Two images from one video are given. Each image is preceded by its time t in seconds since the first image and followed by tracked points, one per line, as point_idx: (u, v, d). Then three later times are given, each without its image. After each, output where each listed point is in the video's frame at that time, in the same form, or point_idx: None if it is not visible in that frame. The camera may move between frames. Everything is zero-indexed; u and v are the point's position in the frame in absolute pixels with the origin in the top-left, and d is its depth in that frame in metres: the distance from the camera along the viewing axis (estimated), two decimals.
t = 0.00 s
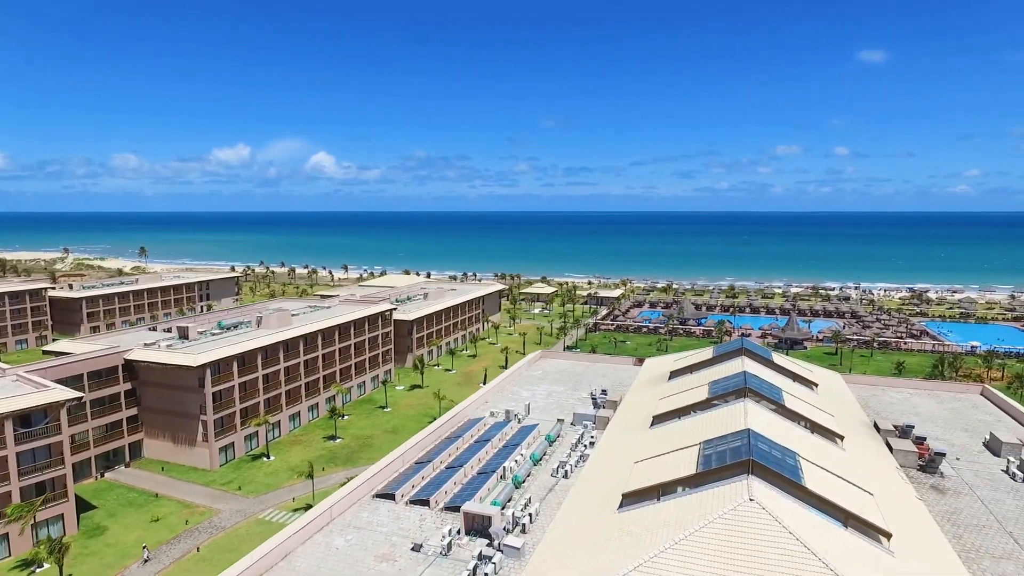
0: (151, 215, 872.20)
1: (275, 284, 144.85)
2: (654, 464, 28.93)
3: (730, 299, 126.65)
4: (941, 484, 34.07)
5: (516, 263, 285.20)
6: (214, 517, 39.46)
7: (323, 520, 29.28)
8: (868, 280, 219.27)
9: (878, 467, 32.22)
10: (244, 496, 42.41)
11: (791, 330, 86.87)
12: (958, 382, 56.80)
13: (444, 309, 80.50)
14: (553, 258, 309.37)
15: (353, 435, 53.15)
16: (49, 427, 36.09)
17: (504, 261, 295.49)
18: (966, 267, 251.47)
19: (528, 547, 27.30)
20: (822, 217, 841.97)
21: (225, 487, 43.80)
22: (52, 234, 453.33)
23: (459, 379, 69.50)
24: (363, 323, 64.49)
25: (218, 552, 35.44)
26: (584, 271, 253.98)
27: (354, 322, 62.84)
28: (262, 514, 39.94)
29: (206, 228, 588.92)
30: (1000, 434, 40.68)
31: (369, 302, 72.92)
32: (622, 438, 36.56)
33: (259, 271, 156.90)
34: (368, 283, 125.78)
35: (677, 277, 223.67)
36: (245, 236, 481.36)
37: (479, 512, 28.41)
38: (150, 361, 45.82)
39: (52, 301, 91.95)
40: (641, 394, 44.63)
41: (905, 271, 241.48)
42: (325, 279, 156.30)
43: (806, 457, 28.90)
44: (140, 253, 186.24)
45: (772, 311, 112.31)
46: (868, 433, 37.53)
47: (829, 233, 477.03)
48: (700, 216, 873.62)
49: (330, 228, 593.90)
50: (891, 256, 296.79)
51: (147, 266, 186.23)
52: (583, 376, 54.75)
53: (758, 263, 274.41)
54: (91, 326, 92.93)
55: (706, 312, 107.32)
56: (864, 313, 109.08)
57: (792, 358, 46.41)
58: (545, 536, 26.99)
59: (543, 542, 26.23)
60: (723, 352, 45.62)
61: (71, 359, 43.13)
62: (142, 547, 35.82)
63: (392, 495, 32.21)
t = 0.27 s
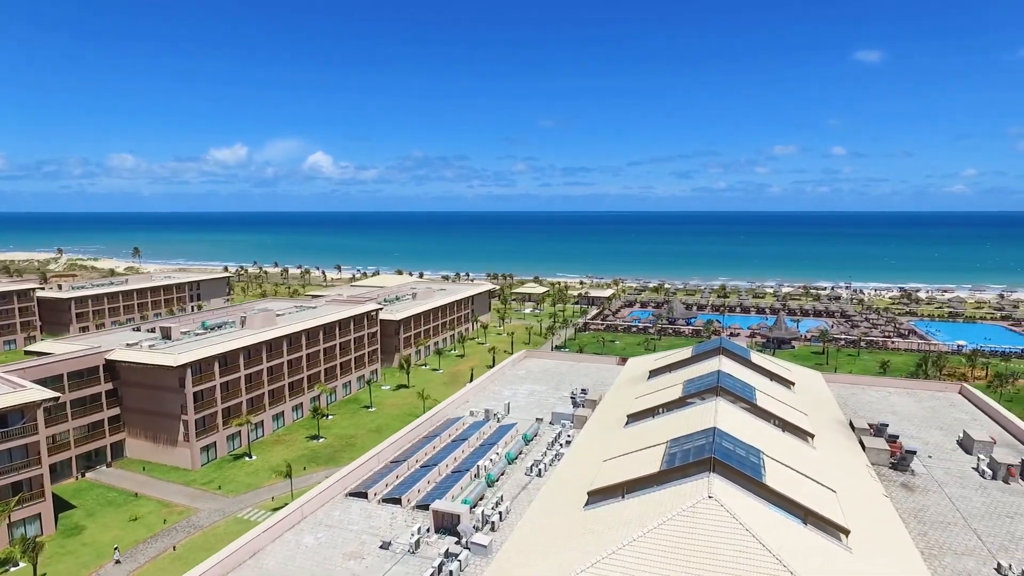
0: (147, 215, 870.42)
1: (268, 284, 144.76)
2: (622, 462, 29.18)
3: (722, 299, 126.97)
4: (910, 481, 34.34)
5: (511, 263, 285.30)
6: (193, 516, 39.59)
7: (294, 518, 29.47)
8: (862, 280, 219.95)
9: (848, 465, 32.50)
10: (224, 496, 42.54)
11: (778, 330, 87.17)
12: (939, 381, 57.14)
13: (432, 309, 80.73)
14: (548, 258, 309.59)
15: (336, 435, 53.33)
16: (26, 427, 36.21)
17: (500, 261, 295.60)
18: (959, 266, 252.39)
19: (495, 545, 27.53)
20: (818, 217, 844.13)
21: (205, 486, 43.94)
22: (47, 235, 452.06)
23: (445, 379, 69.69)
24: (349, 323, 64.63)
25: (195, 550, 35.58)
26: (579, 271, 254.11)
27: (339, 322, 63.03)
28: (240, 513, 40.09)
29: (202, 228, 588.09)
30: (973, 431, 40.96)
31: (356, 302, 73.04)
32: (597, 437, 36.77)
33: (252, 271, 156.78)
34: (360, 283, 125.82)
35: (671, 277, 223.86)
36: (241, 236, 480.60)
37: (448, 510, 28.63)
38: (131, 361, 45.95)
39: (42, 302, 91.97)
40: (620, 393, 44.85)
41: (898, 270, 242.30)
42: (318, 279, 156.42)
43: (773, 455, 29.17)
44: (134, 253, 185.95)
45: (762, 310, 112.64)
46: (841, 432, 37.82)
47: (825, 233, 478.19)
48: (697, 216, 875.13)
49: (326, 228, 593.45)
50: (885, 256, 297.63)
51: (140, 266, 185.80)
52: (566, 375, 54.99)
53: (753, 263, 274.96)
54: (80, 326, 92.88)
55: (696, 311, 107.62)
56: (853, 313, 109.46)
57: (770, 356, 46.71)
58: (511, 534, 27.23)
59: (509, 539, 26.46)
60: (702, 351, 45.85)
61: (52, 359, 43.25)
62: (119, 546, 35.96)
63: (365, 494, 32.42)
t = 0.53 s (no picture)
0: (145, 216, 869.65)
1: (261, 284, 144.80)
2: (591, 460, 29.40)
3: (713, 298, 127.25)
4: (881, 479, 34.59)
5: (507, 263, 285.41)
6: (171, 515, 39.73)
7: (266, 516, 29.66)
8: (856, 280, 220.34)
9: (818, 463, 32.76)
10: (204, 495, 42.68)
11: (766, 329, 87.41)
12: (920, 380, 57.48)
13: (420, 309, 80.99)
14: (545, 258, 309.76)
15: (319, 435, 53.53)
16: (2, 427, 36.31)
17: (496, 261, 295.77)
18: (953, 266, 253.05)
19: (463, 543, 27.75)
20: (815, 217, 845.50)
21: (186, 485, 44.10)
22: (44, 235, 451.27)
23: (432, 379, 69.86)
24: (334, 323, 64.83)
25: (171, 549, 35.73)
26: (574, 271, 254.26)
27: (324, 322, 63.22)
28: (219, 512, 40.28)
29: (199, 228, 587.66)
30: (948, 429, 41.25)
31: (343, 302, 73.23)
32: (572, 435, 36.98)
33: (246, 271, 156.79)
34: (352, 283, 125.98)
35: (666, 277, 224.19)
36: (238, 237, 480.22)
37: (418, 508, 28.85)
38: (112, 361, 46.14)
39: (31, 302, 92.04)
40: (599, 392, 45.09)
41: (892, 270, 242.82)
42: (311, 280, 156.59)
43: (740, 453, 29.39)
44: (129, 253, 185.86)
45: (752, 309, 112.92)
46: (816, 430, 38.07)
47: (821, 233, 479.01)
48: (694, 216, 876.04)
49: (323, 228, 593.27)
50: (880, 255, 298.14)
51: (134, 267, 185.65)
52: (548, 375, 55.22)
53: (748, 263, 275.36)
54: (70, 326, 92.90)
55: (686, 311, 107.91)
56: (843, 312, 109.77)
57: (749, 356, 46.97)
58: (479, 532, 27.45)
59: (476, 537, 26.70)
60: (681, 350, 46.08)
61: (33, 359, 43.36)
62: (96, 545, 36.11)
63: (338, 492, 32.63)
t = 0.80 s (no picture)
0: (144, 216, 870.28)
1: (255, 284, 144.95)
2: (560, 457, 29.63)
3: (705, 298, 127.53)
4: (853, 477, 34.81)
5: (504, 263, 285.52)
6: (150, 514, 39.92)
7: (237, 514, 29.86)
8: (851, 279, 220.54)
9: (789, 461, 32.94)
10: (184, 493, 42.90)
11: (755, 328, 87.65)
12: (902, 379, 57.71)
13: (409, 309, 81.24)
14: (541, 258, 309.97)
15: (303, 434, 53.75)
16: None
17: (492, 262, 295.92)
18: (949, 266, 253.32)
19: (432, 540, 27.98)
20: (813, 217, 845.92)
21: (167, 484, 44.30)
22: (41, 236, 451.18)
23: (419, 378, 70.14)
24: (321, 323, 64.98)
25: (148, 547, 35.92)
26: (570, 271, 254.43)
27: (310, 321, 63.43)
28: (199, 510, 40.50)
29: (197, 228, 587.69)
30: (924, 427, 41.49)
31: (330, 302, 73.49)
32: (547, 433, 37.16)
33: (240, 271, 156.91)
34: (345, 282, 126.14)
35: (662, 276, 224.35)
36: (235, 237, 480.03)
37: (388, 506, 29.07)
38: (94, 361, 46.33)
39: (22, 302, 92.14)
40: (578, 391, 45.32)
41: (888, 270, 243.13)
42: (305, 279, 156.80)
43: (708, 451, 29.59)
44: (124, 254, 186.01)
45: (743, 309, 113.22)
46: (790, 429, 38.26)
47: (819, 233, 479.39)
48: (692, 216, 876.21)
49: (321, 228, 593.40)
50: (876, 255, 298.41)
51: (128, 267, 185.67)
52: (532, 374, 55.44)
53: (744, 263, 275.62)
54: (61, 326, 93.02)
55: (677, 310, 108.14)
56: (834, 312, 109.98)
57: (729, 354, 47.19)
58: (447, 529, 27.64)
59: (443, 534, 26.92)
60: (660, 348, 46.27)
61: (14, 359, 43.50)
62: (73, 544, 36.28)
63: (312, 490, 32.84)
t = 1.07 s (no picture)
0: (142, 216, 870.06)
1: (249, 284, 145.09)
2: (528, 456, 29.83)
3: (697, 297, 127.69)
4: (825, 475, 34.97)
5: (501, 263, 285.65)
6: (129, 512, 40.11)
7: (209, 512, 30.06)
8: (846, 279, 220.75)
9: (760, 459, 33.14)
10: (165, 491, 43.09)
11: (744, 327, 87.81)
12: (884, 378, 57.89)
13: (398, 309, 81.41)
14: (538, 258, 310.11)
15: (287, 433, 53.93)
16: None
17: (489, 261, 296.04)
18: (945, 265, 253.39)
19: (400, 537, 28.17)
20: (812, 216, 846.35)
21: (147, 483, 44.49)
22: (39, 236, 451.15)
23: (406, 377, 70.34)
24: (307, 322, 65.11)
25: (124, 545, 36.10)
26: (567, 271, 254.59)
27: (296, 321, 63.57)
28: (178, 508, 40.69)
29: (195, 228, 587.61)
30: (899, 426, 41.68)
31: (318, 301, 73.67)
32: (522, 431, 37.34)
33: (234, 271, 157.06)
34: (337, 282, 126.30)
35: (657, 276, 224.49)
36: (233, 237, 479.92)
37: (357, 504, 29.27)
38: (76, 360, 46.50)
39: (13, 302, 92.27)
40: (558, 390, 45.52)
41: (883, 269, 243.31)
42: (300, 279, 156.92)
43: (675, 450, 29.78)
44: (119, 253, 186.16)
45: (735, 308, 113.37)
46: (765, 427, 38.44)
47: (817, 232, 479.64)
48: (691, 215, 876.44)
49: (320, 228, 593.42)
50: (873, 255, 298.57)
51: (123, 267, 185.69)
52: (515, 373, 55.61)
53: (741, 262, 275.79)
54: (52, 326, 93.16)
55: (668, 310, 108.29)
56: (825, 311, 110.10)
57: (708, 353, 47.35)
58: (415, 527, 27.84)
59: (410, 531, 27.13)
60: (639, 348, 46.42)
61: None
62: (50, 542, 36.44)
63: (286, 489, 33.04)
